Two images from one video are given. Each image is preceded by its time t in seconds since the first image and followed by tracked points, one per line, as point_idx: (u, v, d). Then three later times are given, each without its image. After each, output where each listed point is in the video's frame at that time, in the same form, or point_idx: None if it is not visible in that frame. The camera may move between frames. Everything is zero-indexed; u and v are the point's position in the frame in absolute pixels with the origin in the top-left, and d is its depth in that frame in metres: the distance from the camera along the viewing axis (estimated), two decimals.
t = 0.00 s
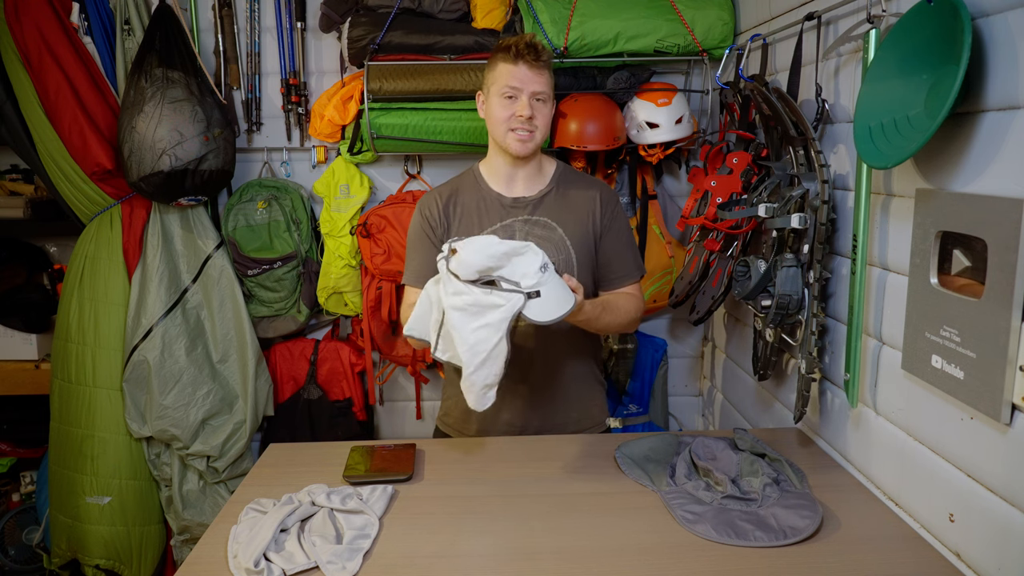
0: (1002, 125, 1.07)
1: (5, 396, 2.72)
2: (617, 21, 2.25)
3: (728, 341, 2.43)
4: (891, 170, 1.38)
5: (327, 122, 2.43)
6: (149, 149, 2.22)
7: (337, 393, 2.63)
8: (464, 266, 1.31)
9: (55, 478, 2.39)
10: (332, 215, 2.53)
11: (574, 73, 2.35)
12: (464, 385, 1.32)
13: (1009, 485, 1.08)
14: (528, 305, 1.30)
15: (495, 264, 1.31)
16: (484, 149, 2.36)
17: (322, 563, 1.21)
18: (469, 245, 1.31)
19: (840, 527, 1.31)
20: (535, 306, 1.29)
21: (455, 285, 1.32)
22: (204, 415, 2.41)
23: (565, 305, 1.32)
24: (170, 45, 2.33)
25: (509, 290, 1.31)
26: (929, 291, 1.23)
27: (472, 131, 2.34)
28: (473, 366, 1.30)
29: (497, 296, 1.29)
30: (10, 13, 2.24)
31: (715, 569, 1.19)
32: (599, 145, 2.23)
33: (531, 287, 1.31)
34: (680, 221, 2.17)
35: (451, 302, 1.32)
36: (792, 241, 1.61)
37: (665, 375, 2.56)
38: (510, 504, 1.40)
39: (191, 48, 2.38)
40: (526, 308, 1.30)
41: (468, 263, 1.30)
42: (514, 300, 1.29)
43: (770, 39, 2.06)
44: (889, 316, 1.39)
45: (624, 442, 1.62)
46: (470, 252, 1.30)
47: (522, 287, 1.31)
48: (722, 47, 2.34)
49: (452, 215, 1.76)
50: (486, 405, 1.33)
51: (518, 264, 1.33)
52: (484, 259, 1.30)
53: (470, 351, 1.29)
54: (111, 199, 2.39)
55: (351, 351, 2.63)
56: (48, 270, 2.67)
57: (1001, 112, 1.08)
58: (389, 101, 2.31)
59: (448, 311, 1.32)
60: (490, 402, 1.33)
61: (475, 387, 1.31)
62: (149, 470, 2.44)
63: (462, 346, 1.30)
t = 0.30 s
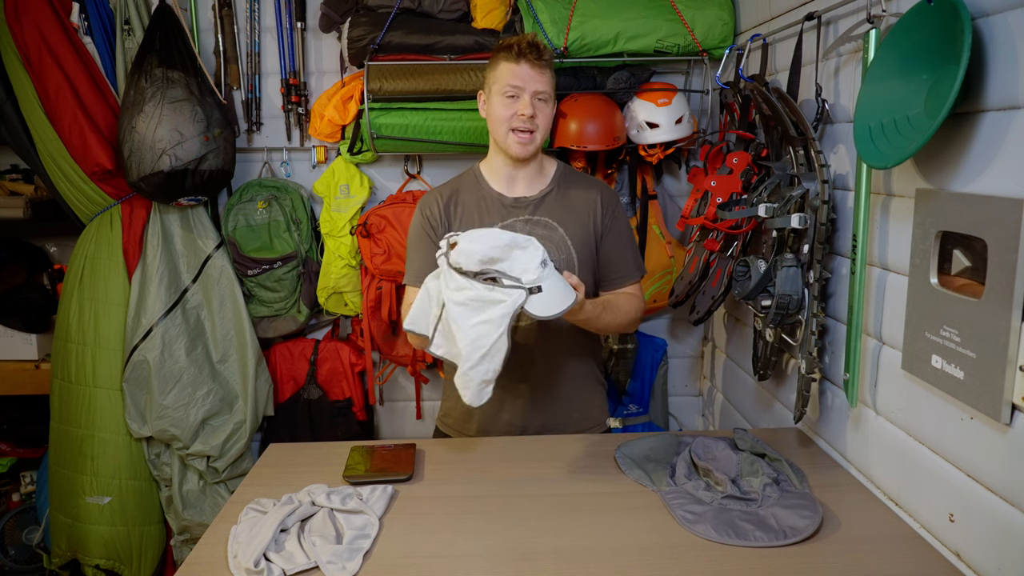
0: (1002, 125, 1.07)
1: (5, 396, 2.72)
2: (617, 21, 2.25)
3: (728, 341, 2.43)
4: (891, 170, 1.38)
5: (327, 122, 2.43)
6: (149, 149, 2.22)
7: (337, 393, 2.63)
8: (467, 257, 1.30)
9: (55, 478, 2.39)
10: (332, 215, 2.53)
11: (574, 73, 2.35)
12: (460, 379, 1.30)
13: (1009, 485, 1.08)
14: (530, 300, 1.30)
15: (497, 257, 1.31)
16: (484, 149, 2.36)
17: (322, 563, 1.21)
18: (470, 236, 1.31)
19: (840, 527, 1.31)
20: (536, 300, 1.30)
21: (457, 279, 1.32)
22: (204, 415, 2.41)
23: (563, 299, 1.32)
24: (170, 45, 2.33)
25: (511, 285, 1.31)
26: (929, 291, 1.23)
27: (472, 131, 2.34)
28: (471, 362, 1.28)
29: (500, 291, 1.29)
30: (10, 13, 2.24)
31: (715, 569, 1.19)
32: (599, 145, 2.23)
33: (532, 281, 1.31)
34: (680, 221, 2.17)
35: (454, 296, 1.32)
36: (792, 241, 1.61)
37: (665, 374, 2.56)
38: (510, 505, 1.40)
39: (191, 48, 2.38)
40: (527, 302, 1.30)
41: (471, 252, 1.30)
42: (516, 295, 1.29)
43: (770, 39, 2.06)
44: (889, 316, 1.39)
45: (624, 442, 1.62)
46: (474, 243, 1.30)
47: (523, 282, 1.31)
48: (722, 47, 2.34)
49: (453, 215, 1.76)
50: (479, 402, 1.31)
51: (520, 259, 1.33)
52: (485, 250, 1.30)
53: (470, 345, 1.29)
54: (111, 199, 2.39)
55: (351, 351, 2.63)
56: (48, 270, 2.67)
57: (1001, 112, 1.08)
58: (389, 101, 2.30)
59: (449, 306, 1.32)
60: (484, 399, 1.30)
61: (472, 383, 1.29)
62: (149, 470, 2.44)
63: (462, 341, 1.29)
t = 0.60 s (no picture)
0: (1002, 125, 1.07)
1: (5, 396, 2.72)
2: (617, 21, 2.25)
3: (728, 341, 2.43)
4: (891, 170, 1.38)
5: (327, 122, 2.43)
6: (149, 149, 2.22)
7: (337, 393, 2.63)
8: (495, 254, 1.32)
9: (55, 478, 2.39)
10: (332, 215, 2.53)
11: (574, 73, 2.35)
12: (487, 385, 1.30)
13: (1009, 485, 1.08)
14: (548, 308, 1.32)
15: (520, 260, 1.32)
16: (484, 149, 2.36)
17: (322, 563, 1.21)
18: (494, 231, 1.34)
19: (840, 527, 1.31)
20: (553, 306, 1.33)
21: (479, 288, 1.28)
22: (204, 415, 2.41)
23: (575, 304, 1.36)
24: (170, 45, 2.33)
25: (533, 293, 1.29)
26: (929, 291, 1.23)
27: (472, 131, 2.34)
28: (498, 368, 1.28)
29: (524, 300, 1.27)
30: (10, 13, 2.24)
31: (715, 569, 1.19)
32: (599, 145, 2.23)
33: (549, 288, 1.33)
34: (680, 221, 2.17)
35: (476, 307, 1.27)
36: (792, 241, 1.61)
37: (665, 374, 2.55)
38: (510, 504, 1.40)
39: (191, 48, 2.38)
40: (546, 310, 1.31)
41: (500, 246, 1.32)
42: (540, 305, 1.27)
43: (770, 39, 2.06)
44: (889, 316, 1.39)
45: (625, 442, 1.62)
46: (503, 239, 1.33)
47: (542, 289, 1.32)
48: (722, 47, 2.34)
49: (454, 214, 1.76)
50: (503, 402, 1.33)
51: (541, 262, 1.35)
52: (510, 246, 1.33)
53: (496, 354, 1.27)
54: (111, 199, 2.39)
55: (351, 351, 2.63)
56: (47, 270, 2.67)
57: (1001, 112, 1.08)
58: (389, 101, 2.31)
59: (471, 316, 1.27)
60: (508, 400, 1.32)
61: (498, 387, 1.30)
62: (149, 470, 2.44)
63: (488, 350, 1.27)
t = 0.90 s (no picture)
0: (1002, 125, 1.07)
1: (5, 396, 2.72)
2: (617, 21, 2.25)
3: (728, 341, 2.43)
4: (891, 170, 1.38)
5: (327, 122, 2.43)
6: (149, 149, 2.22)
7: (337, 393, 2.63)
8: (525, 253, 1.31)
9: (55, 478, 2.39)
10: (332, 215, 2.53)
11: (574, 73, 2.35)
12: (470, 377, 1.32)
13: (1009, 485, 1.08)
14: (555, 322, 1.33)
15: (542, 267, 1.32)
16: (484, 149, 2.36)
17: (322, 563, 1.21)
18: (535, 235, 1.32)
19: (840, 527, 1.31)
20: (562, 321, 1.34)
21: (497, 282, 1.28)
22: (204, 415, 2.41)
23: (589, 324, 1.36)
24: (170, 45, 2.33)
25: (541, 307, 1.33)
26: (929, 291, 1.23)
27: (473, 130, 2.34)
28: (485, 364, 1.29)
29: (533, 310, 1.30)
30: (10, 13, 2.24)
31: (715, 569, 1.19)
32: (599, 145, 2.23)
33: (561, 304, 1.34)
34: (680, 221, 2.17)
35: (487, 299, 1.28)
36: (792, 241, 1.61)
37: (665, 374, 2.56)
38: (510, 504, 1.40)
39: (191, 48, 2.38)
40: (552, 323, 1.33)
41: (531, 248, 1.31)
42: (545, 318, 1.30)
43: (770, 39, 2.06)
44: (889, 315, 1.39)
45: (625, 442, 1.62)
46: (539, 242, 1.31)
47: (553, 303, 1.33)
48: (722, 47, 2.34)
49: (454, 212, 1.76)
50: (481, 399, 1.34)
51: (566, 273, 1.34)
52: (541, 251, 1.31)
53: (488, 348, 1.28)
54: (111, 199, 2.39)
55: (351, 351, 2.63)
56: (48, 270, 2.67)
57: (1001, 112, 1.08)
58: (389, 101, 2.31)
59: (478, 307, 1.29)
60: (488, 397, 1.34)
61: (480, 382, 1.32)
62: (149, 470, 2.44)
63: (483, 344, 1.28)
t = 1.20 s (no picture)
0: (1003, 125, 1.07)
1: (5, 397, 2.72)
2: (617, 21, 2.25)
3: (728, 341, 2.43)
4: (891, 170, 1.38)
5: (327, 122, 2.42)
6: (150, 149, 2.22)
7: (337, 393, 2.63)
8: (568, 239, 1.33)
9: (55, 478, 2.39)
10: (332, 215, 2.53)
11: (574, 73, 2.35)
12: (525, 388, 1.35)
13: (1009, 485, 1.07)
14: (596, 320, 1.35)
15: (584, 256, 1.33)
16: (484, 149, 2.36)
17: (322, 563, 1.21)
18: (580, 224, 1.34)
19: (840, 527, 1.31)
20: (598, 315, 1.35)
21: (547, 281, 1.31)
22: (204, 415, 2.41)
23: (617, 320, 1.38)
24: (170, 45, 2.33)
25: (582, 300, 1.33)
26: (929, 291, 1.23)
27: (473, 130, 2.34)
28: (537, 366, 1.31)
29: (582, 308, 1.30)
30: (10, 13, 2.24)
31: (715, 569, 1.19)
32: (599, 145, 2.23)
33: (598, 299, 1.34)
34: (680, 221, 2.16)
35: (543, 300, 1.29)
36: (792, 241, 1.61)
37: (665, 375, 2.56)
38: (510, 504, 1.40)
39: (191, 48, 2.38)
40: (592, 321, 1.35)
41: (574, 234, 1.33)
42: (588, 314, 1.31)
43: (770, 39, 2.06)
44: (889, 315, 1.39)
45: (624, 442, 1.63)
46: (580, 227, 1.34)
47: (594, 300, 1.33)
48: (722, 47, 2.34)
49: (453, 213, 1.76)
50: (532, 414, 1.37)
51: (603, 266, 1.35)
52: (584, 236, 1.33)
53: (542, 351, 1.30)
54: (111, 199, 2.39)
55: (351, 351, 2.63)
56: (48, 270, 2.67)
57: (1001, 112, 1.08)
58: (389, 101, 2.30)
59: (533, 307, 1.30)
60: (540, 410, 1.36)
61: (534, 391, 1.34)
62: (149, 470, 2.44)
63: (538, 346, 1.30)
